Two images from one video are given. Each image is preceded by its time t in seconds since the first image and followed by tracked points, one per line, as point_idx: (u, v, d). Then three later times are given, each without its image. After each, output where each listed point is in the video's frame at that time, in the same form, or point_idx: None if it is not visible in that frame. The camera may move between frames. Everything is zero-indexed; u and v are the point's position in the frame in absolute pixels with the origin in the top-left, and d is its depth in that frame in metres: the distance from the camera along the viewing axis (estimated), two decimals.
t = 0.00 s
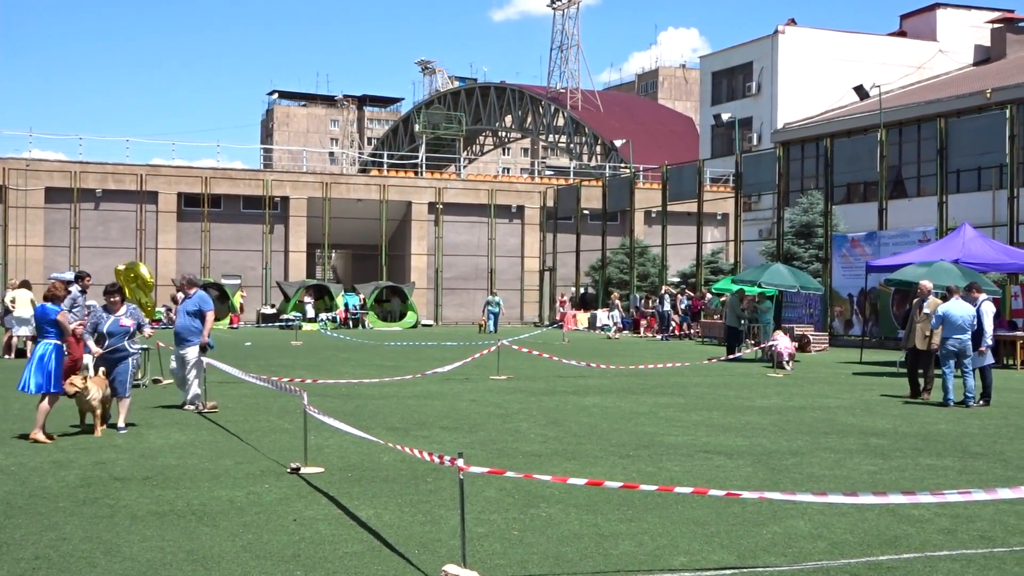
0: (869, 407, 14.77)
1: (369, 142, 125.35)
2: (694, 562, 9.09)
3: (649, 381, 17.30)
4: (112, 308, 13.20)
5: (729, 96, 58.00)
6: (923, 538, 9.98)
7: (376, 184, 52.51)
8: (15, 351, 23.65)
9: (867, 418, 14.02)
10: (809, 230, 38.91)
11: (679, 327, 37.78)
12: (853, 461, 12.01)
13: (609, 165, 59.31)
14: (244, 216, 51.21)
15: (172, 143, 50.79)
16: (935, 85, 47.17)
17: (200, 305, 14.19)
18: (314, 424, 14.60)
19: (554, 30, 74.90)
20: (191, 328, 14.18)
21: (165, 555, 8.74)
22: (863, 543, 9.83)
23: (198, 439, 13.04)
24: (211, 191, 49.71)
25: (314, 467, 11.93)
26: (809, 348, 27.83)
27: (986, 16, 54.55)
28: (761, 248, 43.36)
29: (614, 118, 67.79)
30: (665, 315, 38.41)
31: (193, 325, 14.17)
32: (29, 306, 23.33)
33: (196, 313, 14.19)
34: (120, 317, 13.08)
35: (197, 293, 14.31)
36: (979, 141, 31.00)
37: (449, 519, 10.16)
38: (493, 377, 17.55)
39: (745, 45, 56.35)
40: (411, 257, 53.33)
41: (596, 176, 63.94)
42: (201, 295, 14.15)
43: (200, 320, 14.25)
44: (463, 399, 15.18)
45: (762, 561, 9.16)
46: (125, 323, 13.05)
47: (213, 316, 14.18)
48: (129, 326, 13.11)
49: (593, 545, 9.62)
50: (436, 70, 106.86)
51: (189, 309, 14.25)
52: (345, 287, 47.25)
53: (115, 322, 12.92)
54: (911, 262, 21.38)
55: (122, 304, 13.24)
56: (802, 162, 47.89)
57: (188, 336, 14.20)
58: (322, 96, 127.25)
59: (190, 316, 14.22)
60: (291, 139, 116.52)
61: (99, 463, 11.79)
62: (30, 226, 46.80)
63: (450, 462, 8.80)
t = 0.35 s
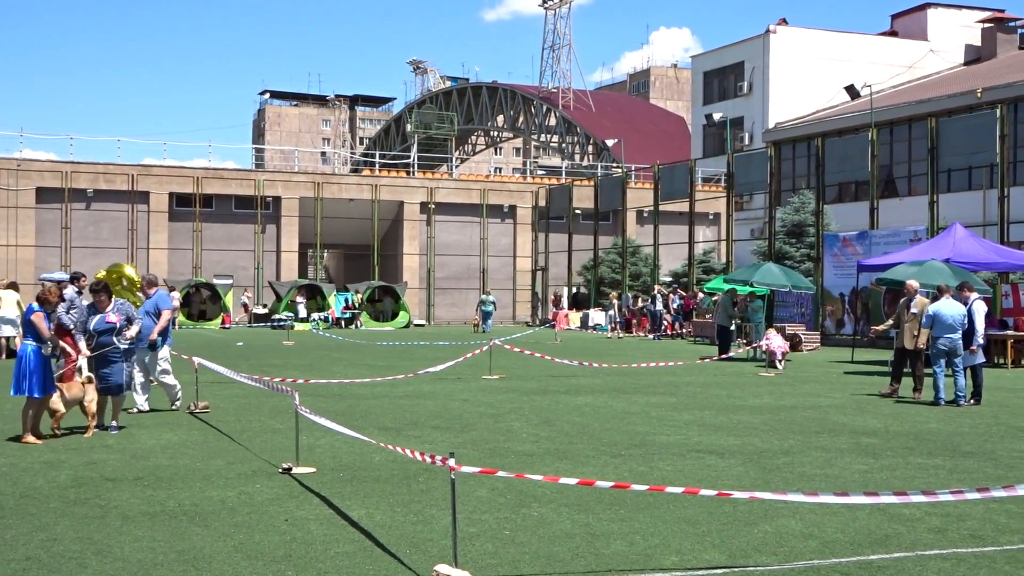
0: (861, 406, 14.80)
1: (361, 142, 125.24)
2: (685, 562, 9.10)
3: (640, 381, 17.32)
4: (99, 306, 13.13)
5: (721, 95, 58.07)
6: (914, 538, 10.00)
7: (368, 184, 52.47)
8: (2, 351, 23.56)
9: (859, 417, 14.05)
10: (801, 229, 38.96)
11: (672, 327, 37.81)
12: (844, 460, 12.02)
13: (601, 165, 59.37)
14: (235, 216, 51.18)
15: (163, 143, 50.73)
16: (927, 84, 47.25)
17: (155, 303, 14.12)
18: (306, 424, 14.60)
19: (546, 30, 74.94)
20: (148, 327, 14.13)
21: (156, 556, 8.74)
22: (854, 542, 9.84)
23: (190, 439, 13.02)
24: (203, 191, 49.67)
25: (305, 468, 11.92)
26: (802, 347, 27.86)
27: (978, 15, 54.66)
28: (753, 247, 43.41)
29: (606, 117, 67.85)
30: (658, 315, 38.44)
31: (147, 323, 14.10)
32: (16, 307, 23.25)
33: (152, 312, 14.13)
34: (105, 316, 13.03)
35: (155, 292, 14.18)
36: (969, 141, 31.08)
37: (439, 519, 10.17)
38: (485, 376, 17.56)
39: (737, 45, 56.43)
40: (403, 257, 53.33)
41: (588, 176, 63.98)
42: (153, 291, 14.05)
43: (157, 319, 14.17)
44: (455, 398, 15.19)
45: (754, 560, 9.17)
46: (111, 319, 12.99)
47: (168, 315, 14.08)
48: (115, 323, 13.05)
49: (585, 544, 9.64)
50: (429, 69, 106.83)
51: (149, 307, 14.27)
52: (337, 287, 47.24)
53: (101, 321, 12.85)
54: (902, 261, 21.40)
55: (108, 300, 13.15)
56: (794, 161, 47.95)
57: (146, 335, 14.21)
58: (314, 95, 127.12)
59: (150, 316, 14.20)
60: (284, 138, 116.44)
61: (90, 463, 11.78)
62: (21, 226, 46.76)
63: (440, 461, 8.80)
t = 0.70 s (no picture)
0: (849, 407, 14.83)
1: (351, 142, 125.07)
2: (673, 562, 9.11)
3: (630, 381, 17.32)
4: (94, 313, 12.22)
5: (710, 96, 58.14)
6: (901, 538, 10.03)
7: (357, 185, 52.40)
8: None
9: (847, 417, 14.08)
10: (790, 230, 39.06)
11: (661, 327, 37.86)
12: (833, 461, 12.05)
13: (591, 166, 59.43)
14: (224, 216, 51.08)
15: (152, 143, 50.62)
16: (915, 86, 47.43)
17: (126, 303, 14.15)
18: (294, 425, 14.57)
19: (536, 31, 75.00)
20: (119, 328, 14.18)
21: (143, 557, 8.71)
22: (842, 542, 9.86)
23: (178, 439, 12.99)
24: (192, 191, 49.59)
25: (293, 469, 11.89)
26: (790, 348, 27.92)
27: (966, 18, 54.87)
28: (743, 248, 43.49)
29: (596, 118, 67.91)
30: (647, 316, 38.49)
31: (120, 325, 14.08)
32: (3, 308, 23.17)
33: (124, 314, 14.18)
34: (100, 326, 12.11)
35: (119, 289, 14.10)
36: (958, 142, 31.18)
37: (428, 520, 10.16)
38: (475, 377, 17.57)
39: (727, 46, 56.56)
40: (393, 257, 53.28)
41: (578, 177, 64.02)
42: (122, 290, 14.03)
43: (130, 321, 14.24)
44: (444, 399, 15.18)
45: (742, 561, 9.19)
46: (104, 331, 12.04)
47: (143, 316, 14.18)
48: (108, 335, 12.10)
49: (574, 545, 9.64)
50: (419, 70, 106.81)
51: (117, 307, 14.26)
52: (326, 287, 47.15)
53: (92, 332, 11.98)
54: (890, 262, 21.44)
55: (104, 309, 12.19)
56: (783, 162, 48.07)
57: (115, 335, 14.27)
58: (304, 96, 127.03)
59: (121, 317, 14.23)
60: (273, 139, 116.37)
61: (78, 464, 11.73)
62: (8, 226, 46.62)
63: (428, 462, 8.79)
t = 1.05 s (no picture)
0: (837, 407, 14.87)
1: (340, 143, 124.85)
2: (662, 563, 9.11)
3: (619, 382, 17.33)
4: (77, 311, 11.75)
5: (699, 97, 58.23)
6: (890, 538, 10.05)
7: (346, 185, 52.33)
8: None
9: (835, 418, 14.11)
10: (778, 231, 39.13)
11: (649, 328, 37.94)
12: (821, 461, 12.07)
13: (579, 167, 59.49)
14: (212, 216, 50.95)
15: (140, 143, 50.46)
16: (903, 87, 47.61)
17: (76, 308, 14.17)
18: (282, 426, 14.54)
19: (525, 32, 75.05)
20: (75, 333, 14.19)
21: (131, 559, 8.68)
22: (831, 542, 9.88)
23: (166, 441, 12.95)
24: (180, 191, 49.47)
25: (282, 470, 11.86)
26: (779, 349, 27.99)
27: (953, 19, 55.11)
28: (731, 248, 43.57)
29: (585, 119, 67.96)
30: (635, 317, 38.56)
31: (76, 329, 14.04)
32: None
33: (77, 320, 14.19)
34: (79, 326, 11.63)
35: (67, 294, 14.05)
36: (945, 143, 31.31)
37: (418, 521, 10.15)
38: (464, 378, 17.55)
39: (715, 48, 56.70)
40: (382, 258, 53.21)
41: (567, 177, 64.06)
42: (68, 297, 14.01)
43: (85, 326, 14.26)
44: (433, 400, 15.16)
45: (730, 561, 9.20)
46: (82, 331, 11.57)
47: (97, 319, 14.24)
48: (88, 335, 11.62)
49: (563, 545, 9.63)
50: (408, 70, 106.74)
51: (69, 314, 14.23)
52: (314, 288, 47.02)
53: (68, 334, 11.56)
54: (878, 263, 21.49)
55: (86, 308, 11.74)
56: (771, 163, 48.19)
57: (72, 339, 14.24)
58: (292, 96, 126.79)
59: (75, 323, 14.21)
60: (262, 139, 116.18)
61: (65, 465, 11.68)
62: None
63: (417, 462, 8.78)
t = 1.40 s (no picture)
0: (826, 405, 14.91)
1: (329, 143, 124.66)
2: (652, 561, 9.12)
3: (608, 381, 17.34)
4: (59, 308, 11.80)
5: (688, 97, 58.30)
6: (878, 535, 10.08)
7: (335, 185, 52.30)
8: None
9: (824, 416, 14.15)
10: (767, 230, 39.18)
11: (639, 327, 38.01)
12: (810, 460, 12.10)
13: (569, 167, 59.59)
14: (201, 216, 50.86)
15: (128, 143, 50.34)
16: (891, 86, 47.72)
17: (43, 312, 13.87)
18: (271, 426, 14.52)
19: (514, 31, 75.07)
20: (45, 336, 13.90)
21: (120, 559, 8.66)
22: (819, 540, 9.90)
23: (155, 441, 12.93)
24: (168, 191, 49.39)
25: (271, 470, 11.85)
26: (768, 347, 28.04)
27: (941, 18, 55.29)
28: (721, 247, 43.63)
29: (574, 119, 68.02)
30: (625, 316, 38.58)
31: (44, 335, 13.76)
32: None
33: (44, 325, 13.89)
34: (59, 321, 11.67)
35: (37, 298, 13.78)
36: (932, 142, 31.35)
37: (407, 520, 10.15)
38: (453, 377, 17.54)
39: (704, 47, 56.79)
40: (371, 258, 53.17)
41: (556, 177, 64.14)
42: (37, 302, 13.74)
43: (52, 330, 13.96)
44: (423, 399, 15.18)
45: (719, 559, 9.22)
46: (62, 326, 11.59)
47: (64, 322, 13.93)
48: (67, 331, 11.60)
49: (551, 545, 9.63)
50: (397, 70, 106.69)
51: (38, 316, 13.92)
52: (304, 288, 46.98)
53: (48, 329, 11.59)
54: (866, 261, 21.57)
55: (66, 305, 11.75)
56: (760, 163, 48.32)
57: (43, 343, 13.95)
58: (282, 96, 126.60)
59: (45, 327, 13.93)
60: (251, 139, 116.02)
61: (53, 466, 11.64)
62: None
63: (406, 461, 8.77)
